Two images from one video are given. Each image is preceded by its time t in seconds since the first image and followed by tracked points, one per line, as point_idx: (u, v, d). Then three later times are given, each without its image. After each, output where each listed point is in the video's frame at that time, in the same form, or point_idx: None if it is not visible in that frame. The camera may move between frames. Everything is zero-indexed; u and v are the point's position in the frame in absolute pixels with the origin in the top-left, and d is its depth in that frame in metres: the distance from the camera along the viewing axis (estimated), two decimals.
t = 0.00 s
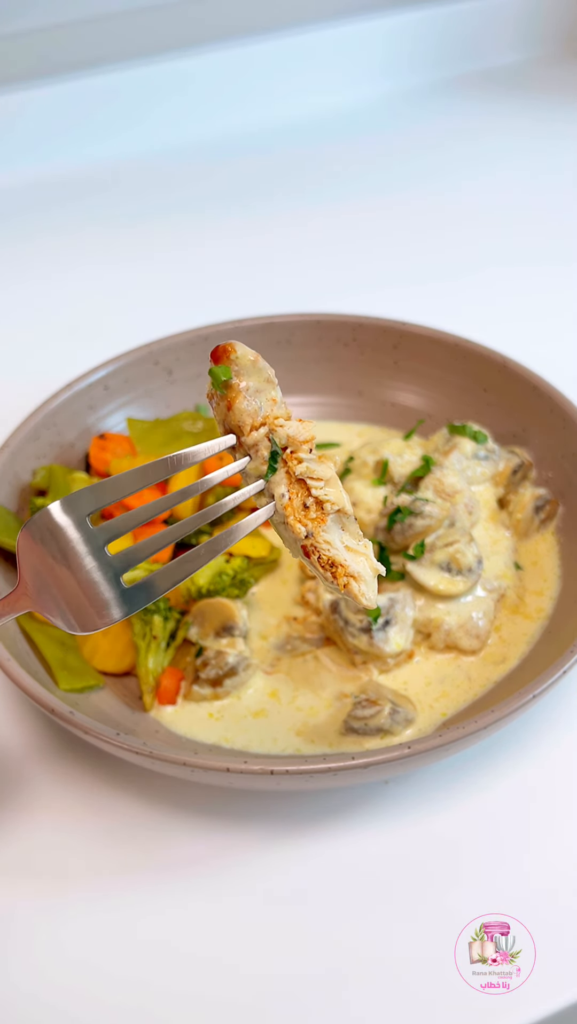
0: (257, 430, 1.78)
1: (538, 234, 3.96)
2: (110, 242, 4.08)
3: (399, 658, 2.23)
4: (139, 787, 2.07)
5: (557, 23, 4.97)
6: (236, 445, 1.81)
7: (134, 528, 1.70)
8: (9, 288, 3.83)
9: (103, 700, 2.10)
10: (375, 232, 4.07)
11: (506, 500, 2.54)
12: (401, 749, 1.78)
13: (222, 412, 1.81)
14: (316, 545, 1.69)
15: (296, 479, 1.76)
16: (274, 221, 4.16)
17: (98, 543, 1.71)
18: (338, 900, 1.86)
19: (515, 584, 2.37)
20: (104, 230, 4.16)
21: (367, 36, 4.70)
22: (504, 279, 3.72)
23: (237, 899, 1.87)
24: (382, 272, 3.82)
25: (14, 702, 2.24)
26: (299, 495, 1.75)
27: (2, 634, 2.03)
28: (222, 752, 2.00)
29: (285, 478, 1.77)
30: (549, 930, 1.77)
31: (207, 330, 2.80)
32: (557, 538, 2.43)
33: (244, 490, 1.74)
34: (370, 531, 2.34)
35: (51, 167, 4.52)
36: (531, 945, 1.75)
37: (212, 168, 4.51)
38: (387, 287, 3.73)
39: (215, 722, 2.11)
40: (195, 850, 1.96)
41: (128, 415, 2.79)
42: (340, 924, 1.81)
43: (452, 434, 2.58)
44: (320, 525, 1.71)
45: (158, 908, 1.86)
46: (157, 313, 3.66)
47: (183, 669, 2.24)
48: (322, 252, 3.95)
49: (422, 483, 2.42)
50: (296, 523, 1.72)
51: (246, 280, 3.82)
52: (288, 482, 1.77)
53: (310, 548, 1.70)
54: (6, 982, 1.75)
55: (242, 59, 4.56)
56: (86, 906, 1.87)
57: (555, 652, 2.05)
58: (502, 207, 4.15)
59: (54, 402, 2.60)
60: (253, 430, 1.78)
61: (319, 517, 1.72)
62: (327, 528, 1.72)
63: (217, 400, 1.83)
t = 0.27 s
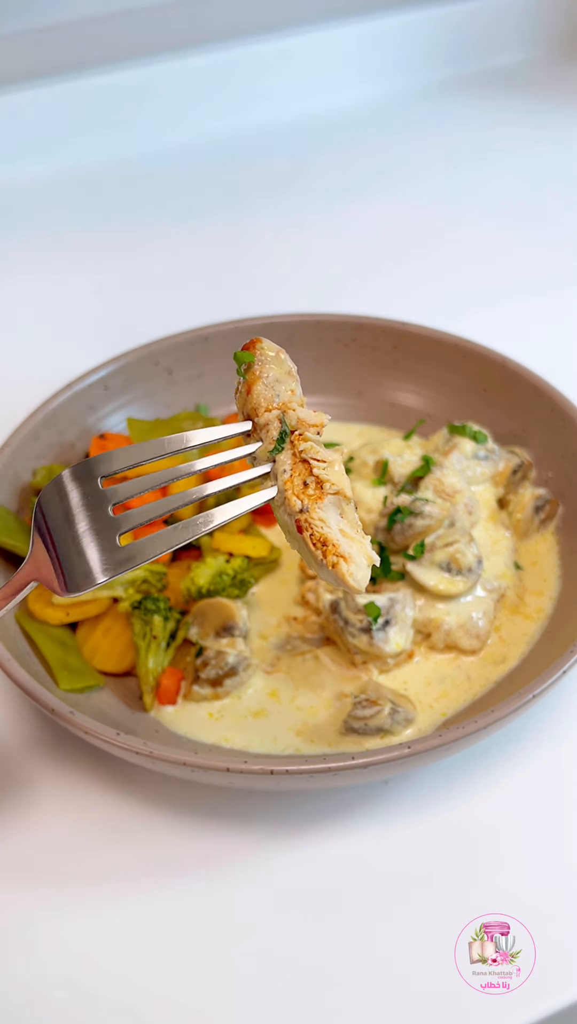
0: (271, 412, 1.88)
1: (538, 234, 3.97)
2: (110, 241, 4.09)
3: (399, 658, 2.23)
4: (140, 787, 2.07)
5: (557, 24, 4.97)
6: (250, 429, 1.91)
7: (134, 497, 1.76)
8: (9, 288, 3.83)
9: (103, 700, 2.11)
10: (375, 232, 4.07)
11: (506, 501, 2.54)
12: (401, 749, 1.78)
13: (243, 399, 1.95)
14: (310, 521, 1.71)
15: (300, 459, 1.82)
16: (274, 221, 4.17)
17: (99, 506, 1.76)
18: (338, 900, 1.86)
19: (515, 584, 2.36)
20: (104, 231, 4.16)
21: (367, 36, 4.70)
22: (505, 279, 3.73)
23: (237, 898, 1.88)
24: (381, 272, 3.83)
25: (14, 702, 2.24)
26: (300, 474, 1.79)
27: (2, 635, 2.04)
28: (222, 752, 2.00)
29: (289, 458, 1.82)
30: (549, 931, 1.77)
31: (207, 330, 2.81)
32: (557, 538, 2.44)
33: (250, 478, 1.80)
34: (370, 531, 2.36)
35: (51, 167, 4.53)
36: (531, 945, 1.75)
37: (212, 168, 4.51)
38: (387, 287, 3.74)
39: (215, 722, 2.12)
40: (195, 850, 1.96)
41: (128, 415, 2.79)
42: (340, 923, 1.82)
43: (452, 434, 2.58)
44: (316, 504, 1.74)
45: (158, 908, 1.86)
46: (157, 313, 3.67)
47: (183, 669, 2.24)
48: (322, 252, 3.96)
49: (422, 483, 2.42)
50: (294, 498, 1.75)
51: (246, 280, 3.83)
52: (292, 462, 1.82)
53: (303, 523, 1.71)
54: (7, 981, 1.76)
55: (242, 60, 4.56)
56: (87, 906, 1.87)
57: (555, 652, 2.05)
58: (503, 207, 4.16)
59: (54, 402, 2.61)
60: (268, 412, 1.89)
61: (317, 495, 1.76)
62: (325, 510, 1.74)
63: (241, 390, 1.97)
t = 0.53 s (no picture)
0: (313, 429, 2.04)
1: (537, 234, 3.97)
2: (110, 241, 4.09)
3: (399, 658, 2.23)
4: (140, 787, 2.07)
5: (557, 25, 4.98)
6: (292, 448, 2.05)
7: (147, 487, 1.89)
8: (9, 288, 3.84)
9: (104, 700, 2.12)
10: (375, 232, 4.07)
11: (506, 500, 2.53)
12: (401, 750, 1.78)
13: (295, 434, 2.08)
14: (313, 488, 1.88)
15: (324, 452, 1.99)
16: (274, 221, 4.17)
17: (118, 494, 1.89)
18: (338, 899, 1.86)
19: (515, 584, 2.37)
20: (104, 231, 4.16)
21: (367, 37, 4.71)
22: (505, 279, 3.73)
23: (238, 897, 1.88)
24: (381, 272, 3.83)
25: (13, 702, 2.24)
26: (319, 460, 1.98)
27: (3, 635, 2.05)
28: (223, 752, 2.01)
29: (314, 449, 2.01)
30: (549, 930, 1.77)
31: (207, 331, 2.84)
32: (556, 538, 2.45)
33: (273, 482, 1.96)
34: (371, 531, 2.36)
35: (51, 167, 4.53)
36: (532, 945, 1.76)
37: (212, 168, 4.52)
38: (387, 286, 3.74)
39: (215, 722, 2.12)
40: (195, 849, 1.96)
41: (128, 415, 2.78)
42: (339, 921, 1.82)
43: (452, 434, 2.59)
44: (325, 480, 1.91)
45: (159, 907, 1.86)
46: (158, 313, 3.67)
47: (184, 669, 2.24)
48: (322, 252, 3.97)
49: (422, 483, 2.41)
50: (306, 473, 1.93)
51: (246, 280, 3.83)
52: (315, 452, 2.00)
53: (307, 490, 1.89)
54: (9, 980, 1.76)
55: (242, 60, 4.57)
56: (88, 905, 1.87)
57: (555, 652, 2.06)
58: (503, 207, 4.16)
59: (53, 402, 2.61)
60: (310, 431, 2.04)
61: (328, 475, 1.93)
62: (332, 487, 1.90)
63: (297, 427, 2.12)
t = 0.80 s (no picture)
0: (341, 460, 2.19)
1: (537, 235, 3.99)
2: (111, 243, 4.11)
3: (399, 658, 2.24)
4: (141, 786, 2.09)
5: (557, 26, 4.99)
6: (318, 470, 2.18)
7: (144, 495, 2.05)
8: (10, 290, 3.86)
9: (105, 699, 2.14)
10: (374, 234, 4.09)
11: (504, 501, 2.54)
12: (400, 749, 1.80)
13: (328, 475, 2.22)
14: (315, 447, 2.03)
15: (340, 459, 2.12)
16: (274, 222, 4.19)
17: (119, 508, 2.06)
18: (338, 898, 1.88)
19: (513, 584, 2.37)
20: (105, 232, 4.18)
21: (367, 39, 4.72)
22: (504, 280, 3.74)
23: (239, 897, 1.89)
24: (382, 273, 3.85)
25: (14, 701, 2.26)
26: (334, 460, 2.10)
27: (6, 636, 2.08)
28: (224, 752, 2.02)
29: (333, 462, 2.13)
30: (549, 930, 1.79)
31: (207, 332, 2.85)
32: (555, 538, 2.47)
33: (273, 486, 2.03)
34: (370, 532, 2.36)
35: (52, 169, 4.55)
36: (531, 945, 1.77)
37: (212, 169, 4.53)
38: (386, 288, 3.76)
39: (216, 721, 2.13)
40: (196, 848, 1.98)
41: (129, 415, 2.80)
42: (339, 920, 1.83)
43: (451, 434, 2.60)
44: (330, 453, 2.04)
45: (161, 907, 1.88)
46: (158, 314, 3.69)
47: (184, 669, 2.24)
48: (322, 253, 3.98)
49: (421, 483, 2.43)
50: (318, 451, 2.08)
51: (246, 281, 3.85)
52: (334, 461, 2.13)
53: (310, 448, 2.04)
54: (12, 978, 1.78)
55: (243, 62, 4.58)
56: (90, 904, 1.89)
57: (554, 652, 2.08)
58: (502, 209, 4.18)
59: (55, 403, 2.63)
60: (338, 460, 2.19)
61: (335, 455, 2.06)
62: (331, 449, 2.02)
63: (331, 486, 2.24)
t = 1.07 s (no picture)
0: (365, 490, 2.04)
1: (537, 235, 3.99)
2: (111, 243, 4.11)
3: (398, 658, 2.24)
4: (141, 786, 2.09)
5: (557, 27, 4.99)
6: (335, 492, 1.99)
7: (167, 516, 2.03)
8: (10, 290, 3.86)
9: (105, 699, 2.14)
10: (374, 234, 4.10)
11: (504, 501, 2.55)
12: (399, 749, 1.80)
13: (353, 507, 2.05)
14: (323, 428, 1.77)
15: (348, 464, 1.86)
16: (274, 222, 4.19)
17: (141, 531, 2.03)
18: (338, 897, 1.88)
19: (513, 584, 2.38)
20: (105, 232, 4.19)
21: (367, 39, 4.73)
22: (505, 280, 3.75)
23: (239, 897, 1.89)
24: (382, 273, 3.85)
25: (14, 701, 2.26)
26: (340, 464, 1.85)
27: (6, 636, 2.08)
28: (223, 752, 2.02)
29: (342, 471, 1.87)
30: (548, 930, 1.79)
31: (207, 332, 2.86)
32: (555, 538, 2.47)
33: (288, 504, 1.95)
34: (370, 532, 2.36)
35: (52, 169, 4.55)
36: (531, 945, 1.77)
37: (212, 169, 4.54)
38: (386, 288, 3.76)
39: (216, 721, 2.13)
40: (196, 848, 1.98)
41: (129, 415, 2.80)
42: (338, 920, 1.84)
43: (451, 434, 2.60)
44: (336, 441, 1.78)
45: (161, 907, 1.88)
46: (158, 315, 3.70)
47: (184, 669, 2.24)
48: (322, 254, 3.99)
49: (421, 482, 2.44)
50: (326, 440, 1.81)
51: (246, 281, 3.85)
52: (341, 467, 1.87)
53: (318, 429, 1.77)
54: (12, 976, 1.78)
55: (243, 63, 4.59)
56: (91, 903, 1.89)
57: (554, 652, 2.08)
58: (503, 209, 4.18)
59: (55, 403, 2.63)
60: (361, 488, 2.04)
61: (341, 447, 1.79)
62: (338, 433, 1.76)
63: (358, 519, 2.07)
